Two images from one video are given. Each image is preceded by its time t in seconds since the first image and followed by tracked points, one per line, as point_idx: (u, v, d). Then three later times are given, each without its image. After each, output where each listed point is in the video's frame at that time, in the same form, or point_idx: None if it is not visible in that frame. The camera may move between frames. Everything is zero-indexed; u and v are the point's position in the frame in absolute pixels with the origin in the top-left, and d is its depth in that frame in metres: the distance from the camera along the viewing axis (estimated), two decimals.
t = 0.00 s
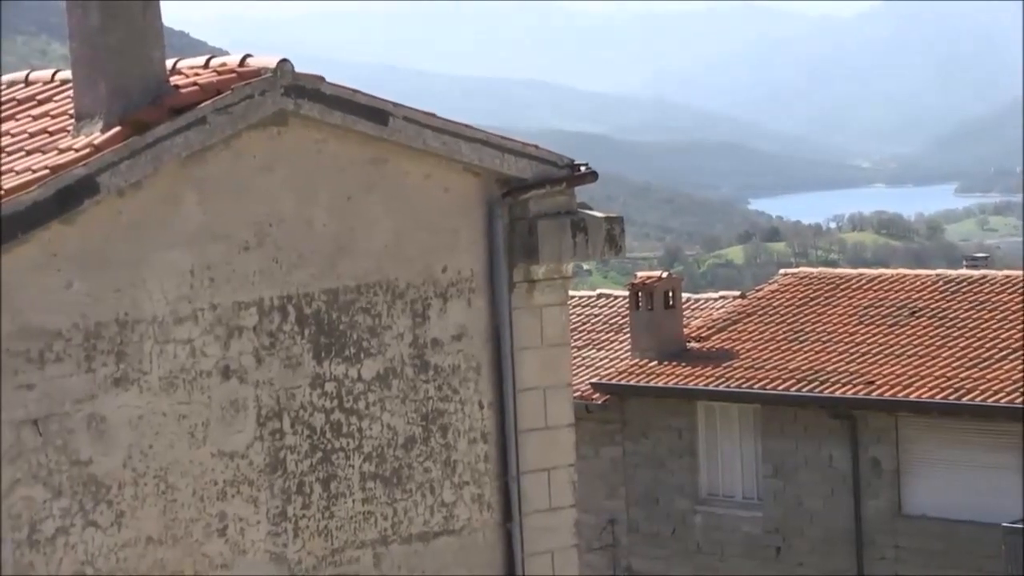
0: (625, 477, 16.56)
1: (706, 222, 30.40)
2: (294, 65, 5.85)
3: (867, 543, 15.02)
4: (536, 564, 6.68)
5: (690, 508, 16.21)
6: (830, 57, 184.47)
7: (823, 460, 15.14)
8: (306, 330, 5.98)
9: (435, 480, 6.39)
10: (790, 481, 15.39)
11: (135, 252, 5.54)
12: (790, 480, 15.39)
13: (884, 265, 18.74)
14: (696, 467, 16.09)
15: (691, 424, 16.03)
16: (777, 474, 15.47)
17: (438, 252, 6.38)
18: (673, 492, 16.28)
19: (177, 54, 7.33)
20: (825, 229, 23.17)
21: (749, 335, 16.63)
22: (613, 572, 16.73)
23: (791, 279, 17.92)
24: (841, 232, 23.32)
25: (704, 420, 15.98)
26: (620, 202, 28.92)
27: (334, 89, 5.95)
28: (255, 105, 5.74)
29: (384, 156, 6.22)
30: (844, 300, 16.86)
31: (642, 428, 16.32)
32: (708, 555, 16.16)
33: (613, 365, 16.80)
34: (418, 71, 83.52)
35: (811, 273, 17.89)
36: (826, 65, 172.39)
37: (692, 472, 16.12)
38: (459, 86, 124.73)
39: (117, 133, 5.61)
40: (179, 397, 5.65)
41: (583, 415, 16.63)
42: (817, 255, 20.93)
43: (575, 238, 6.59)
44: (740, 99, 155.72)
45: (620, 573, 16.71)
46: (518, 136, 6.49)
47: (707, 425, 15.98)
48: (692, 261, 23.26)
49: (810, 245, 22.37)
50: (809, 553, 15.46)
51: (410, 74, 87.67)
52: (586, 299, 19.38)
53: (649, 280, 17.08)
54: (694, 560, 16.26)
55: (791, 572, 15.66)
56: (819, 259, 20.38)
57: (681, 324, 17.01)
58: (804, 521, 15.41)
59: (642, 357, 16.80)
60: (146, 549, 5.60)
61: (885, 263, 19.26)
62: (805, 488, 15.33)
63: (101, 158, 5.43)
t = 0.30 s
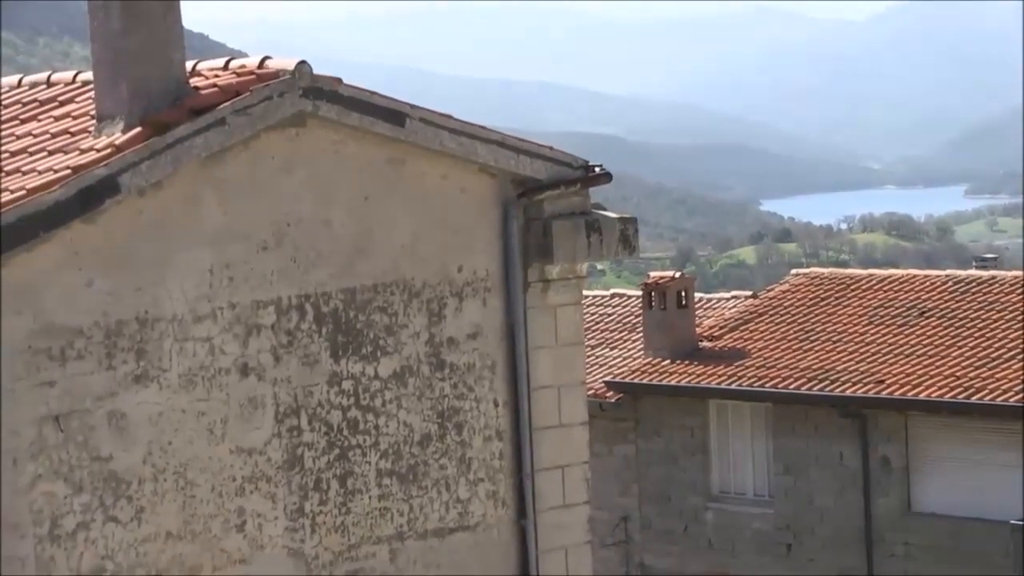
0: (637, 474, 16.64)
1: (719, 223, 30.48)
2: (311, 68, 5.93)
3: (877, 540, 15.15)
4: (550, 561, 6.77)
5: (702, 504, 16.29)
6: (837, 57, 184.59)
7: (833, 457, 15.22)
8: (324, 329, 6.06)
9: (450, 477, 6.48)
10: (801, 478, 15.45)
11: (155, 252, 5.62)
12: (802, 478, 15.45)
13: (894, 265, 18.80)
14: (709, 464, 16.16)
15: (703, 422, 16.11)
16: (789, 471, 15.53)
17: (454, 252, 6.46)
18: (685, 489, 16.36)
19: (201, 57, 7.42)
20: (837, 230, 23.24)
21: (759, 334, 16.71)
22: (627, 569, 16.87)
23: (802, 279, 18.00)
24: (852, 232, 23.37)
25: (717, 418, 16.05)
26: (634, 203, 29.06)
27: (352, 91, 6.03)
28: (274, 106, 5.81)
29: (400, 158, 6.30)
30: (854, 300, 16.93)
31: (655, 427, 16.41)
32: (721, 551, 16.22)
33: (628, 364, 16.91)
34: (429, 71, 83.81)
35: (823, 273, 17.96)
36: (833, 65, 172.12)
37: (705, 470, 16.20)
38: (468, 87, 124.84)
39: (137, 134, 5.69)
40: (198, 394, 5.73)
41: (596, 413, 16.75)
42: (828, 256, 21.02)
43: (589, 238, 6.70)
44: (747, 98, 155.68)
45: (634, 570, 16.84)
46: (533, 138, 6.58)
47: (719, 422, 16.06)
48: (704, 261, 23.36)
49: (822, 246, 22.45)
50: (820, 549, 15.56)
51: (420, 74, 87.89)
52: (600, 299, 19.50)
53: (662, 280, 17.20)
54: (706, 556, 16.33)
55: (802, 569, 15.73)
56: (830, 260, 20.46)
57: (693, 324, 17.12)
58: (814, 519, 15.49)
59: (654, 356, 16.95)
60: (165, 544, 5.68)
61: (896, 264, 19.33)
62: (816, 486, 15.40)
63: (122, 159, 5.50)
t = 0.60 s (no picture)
0: (644, 470, 16.88)
1: (724, 220, 30.57)
2: (322, 69, 6.00)
3: (879, 536, 15.28)
4: (557, 556, 6.85)
5: (707, 500, 16.51)
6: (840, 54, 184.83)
7: (836, 454, 15.42)
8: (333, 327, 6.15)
9: (458, 473, 6.56)
10: (805, 475, 15.67)
11: (168, 251, 5.70)
12: (806, 475, 15.67)
13: (897, 262, 18.90)
14: (714, 461, 16.40)
15: (707, 418, 16.32)
16: (792, 468, 15.76)
17: (462, 251, 6.56)
18: (691, 485, 16.58)
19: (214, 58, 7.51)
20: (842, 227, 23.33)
21: (764, 333, 16.80)
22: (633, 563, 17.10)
23: (805, 278, 18.07)
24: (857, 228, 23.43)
25: (722, 418, 16.33)
26: (640, 203, 29.21)
27: (361, 92, 6.08)
28: (284, 107, 5.88)
29: (408, 158, 6.39)
30: (857, 298, 17.01)
31: (661, 423, 16.62)
32: (726, 546, 16.46)
33: (634, 362, 17.15)
34: (432, 68, 84.32)
35: (827, 272, 18.04)
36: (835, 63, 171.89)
37: (710, 466, 16.43)
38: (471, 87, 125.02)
39: (149, 135, 5.76)
40: (209, 391, 5.80)
41: (603, 410, 16.95)
42: (834, 253, 21.12)
43: (595, 237, 6.77)
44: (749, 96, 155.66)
45: (639, 564, 17.05)
46: (539, 138, 6.66)
47: (724, 422, 16.33)
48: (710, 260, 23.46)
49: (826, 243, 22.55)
50: (823, 544, 15.70)
51: (422, 74, 88.12)
52: (606, 297, 19.63)
53: (667, 279, 17.25)
54: (711, 550, 16.56)
55: (805, 563, 15.88)
56: (834, 258, 20.57)
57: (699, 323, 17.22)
58: (817, 514, 15.66)
59: (660, 354, 17.19)
60: (177, 539, 5.75)
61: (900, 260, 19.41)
62: (819, 482, 15.61)
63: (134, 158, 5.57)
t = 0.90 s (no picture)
0: (646, 467, 17.06)
1: (726, 220, 30.71)
2: (331, 72, 6.09)
3: (880, 532, 15.39)
4: (561, 551, 6.96)
5: (709, 496, 16.64)
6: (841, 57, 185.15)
7: (835, 451, 15.54)
8: (342, 325, 6.27)
9: (465, 468, 6.68)
10: (805, 473, 15.79)
11: (179, 251, 5.81)
12: (806, 472, 15.78)
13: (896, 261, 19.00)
14: (715, 458, 16.54)
15: (709, 415, 16.46)
16: (793, 465, 15.86)
17: (468, 251, 6.68)
18: (694, 480, 16.73)
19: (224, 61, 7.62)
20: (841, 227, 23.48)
21: (765, 332, 16.91)
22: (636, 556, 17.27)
23: (805, 278, 18.18)
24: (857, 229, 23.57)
25: (722, 416, 16.42)
26: (643, 204, 29.35)
27: (369, 95, 6.19)
28: (294, 110, 5.99)
29: (415, 159, 6.50)
30: (857, 296, 17.11)
31: (661, 423, 16.80)
32: (727, 540, 16.61)
33: (637, 359, 17.30)
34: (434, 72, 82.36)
35: (826, 271, 18.14)
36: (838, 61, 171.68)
37: (711, 463, 16.58)
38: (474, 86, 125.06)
39: (162, 137, 5.87)
40: (221, 388, 5.92)
41: (607, 407, 17.10)
42: (834, 253, 21.25)
43: (599, 237, 6.88)
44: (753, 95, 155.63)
45: (642, 557, 17.24)
46: (544, 140, 6.77)
47: (724, 419, 16.42)
48: (712, 260, 23.60)
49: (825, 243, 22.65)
50: (822, 540, 15.81)
51: (426, 74, 88.28)
52: (610, 296, 19.78)
53: (669, 278, 17.33)
54: (712, 545, 16.74)
55: (805, 558, 16.00)
56: (834, 257, 20.68)
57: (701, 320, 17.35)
58: (816, 511, 15.77)
59: (662, 352, 17.35)
60: (189, 533, 5.86)
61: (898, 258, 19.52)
62: (819, 479, 15.73)
63: (147, 160, 5.68)
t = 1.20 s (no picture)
0: (650, 463, 17.16)
1: (726, 221, 30.87)
2: (340, 75, 6.21)
3: (878, 527, 15.48)
4: (566, 545, 7.08)
5: (710, 492, 16.77)
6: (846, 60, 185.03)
7: (835, 448, 15.63)
8: (351, 323, 6.39)
9: (471, 464, 6.80)
10: (805, 468, 15.88)
11: (192, 251, 5.93)
12: (805, 468, 15.88)
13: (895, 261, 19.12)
14: (717, 455, 16.65)
15: (712, 412, 16.59)
16: (793, 460, 15.97)
17: (475, 252, 6.80)
18: (695, 477, 16.85)
19: (233, 63, 7.74)
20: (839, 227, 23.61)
21: (766, 331, 17.02)
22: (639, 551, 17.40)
23: (806, 277, 18.27)
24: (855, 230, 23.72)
25: (725, 414, 16.57)
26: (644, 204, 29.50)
27: (378, 98, 6.32)
28: (304, 113, 6.11)
29: (423, 161, 6.62)
30: (857, 296, 17.21)
31: (666, 417, 16.90)
32: (729, 535, 16.74)
33: (640, 357, 17.41)
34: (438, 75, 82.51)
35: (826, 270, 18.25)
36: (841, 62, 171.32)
37: (713, 460, 16.72)
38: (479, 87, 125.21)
39: (175, 139, 5.98)
40: (232, 385, 6.04)
41: (611, 404, 17.22)
42: (834, 252, 21.37)
43: (603, 237, 7.01)
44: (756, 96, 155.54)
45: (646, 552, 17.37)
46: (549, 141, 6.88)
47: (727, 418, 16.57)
48: (713, 259, 23.73)
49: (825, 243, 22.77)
50: (823, 534, 15.93)
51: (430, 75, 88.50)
52: (614, 295, 19.91)
53: (672, 278, 17.44)
54: (715, 540, 16.86)
55: (806, 553, 16.10)
56: (835, 257, 20.80)
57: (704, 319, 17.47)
58: (816, 506, 15.90)
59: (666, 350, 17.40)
60: (201, 528, 5.98)
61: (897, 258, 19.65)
62: (819, 475, 15.83)
63: (160, 162, 5.80)
